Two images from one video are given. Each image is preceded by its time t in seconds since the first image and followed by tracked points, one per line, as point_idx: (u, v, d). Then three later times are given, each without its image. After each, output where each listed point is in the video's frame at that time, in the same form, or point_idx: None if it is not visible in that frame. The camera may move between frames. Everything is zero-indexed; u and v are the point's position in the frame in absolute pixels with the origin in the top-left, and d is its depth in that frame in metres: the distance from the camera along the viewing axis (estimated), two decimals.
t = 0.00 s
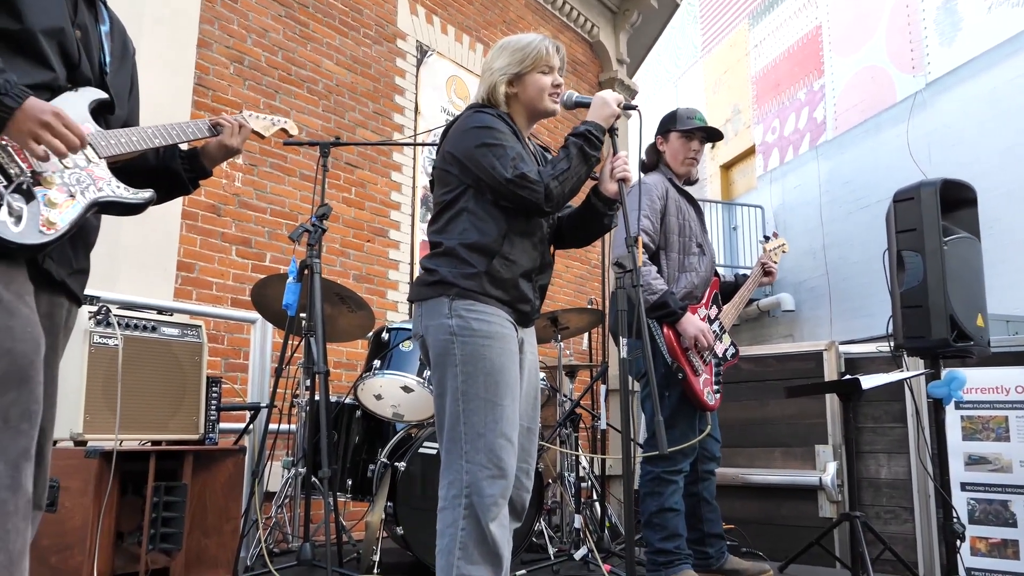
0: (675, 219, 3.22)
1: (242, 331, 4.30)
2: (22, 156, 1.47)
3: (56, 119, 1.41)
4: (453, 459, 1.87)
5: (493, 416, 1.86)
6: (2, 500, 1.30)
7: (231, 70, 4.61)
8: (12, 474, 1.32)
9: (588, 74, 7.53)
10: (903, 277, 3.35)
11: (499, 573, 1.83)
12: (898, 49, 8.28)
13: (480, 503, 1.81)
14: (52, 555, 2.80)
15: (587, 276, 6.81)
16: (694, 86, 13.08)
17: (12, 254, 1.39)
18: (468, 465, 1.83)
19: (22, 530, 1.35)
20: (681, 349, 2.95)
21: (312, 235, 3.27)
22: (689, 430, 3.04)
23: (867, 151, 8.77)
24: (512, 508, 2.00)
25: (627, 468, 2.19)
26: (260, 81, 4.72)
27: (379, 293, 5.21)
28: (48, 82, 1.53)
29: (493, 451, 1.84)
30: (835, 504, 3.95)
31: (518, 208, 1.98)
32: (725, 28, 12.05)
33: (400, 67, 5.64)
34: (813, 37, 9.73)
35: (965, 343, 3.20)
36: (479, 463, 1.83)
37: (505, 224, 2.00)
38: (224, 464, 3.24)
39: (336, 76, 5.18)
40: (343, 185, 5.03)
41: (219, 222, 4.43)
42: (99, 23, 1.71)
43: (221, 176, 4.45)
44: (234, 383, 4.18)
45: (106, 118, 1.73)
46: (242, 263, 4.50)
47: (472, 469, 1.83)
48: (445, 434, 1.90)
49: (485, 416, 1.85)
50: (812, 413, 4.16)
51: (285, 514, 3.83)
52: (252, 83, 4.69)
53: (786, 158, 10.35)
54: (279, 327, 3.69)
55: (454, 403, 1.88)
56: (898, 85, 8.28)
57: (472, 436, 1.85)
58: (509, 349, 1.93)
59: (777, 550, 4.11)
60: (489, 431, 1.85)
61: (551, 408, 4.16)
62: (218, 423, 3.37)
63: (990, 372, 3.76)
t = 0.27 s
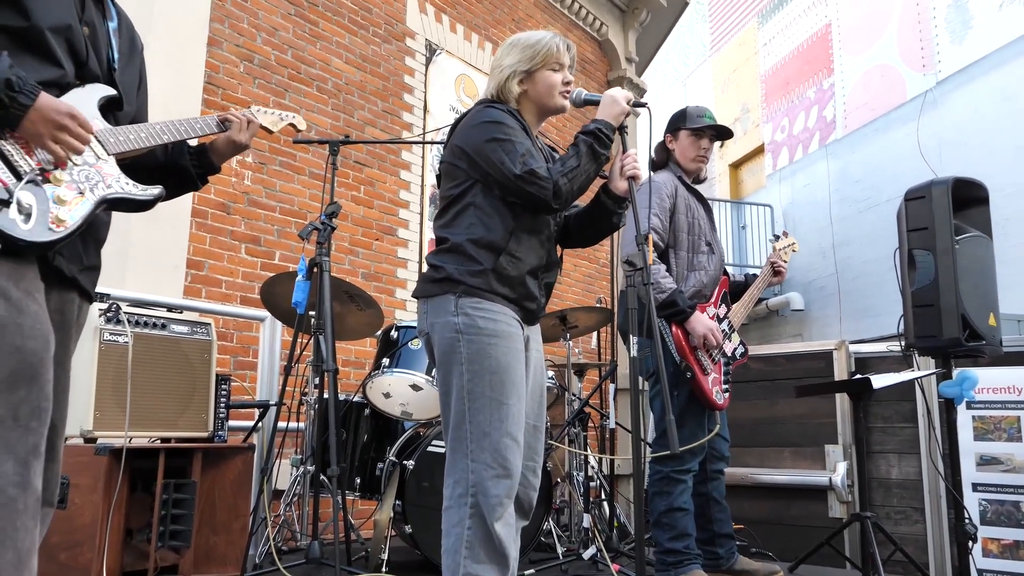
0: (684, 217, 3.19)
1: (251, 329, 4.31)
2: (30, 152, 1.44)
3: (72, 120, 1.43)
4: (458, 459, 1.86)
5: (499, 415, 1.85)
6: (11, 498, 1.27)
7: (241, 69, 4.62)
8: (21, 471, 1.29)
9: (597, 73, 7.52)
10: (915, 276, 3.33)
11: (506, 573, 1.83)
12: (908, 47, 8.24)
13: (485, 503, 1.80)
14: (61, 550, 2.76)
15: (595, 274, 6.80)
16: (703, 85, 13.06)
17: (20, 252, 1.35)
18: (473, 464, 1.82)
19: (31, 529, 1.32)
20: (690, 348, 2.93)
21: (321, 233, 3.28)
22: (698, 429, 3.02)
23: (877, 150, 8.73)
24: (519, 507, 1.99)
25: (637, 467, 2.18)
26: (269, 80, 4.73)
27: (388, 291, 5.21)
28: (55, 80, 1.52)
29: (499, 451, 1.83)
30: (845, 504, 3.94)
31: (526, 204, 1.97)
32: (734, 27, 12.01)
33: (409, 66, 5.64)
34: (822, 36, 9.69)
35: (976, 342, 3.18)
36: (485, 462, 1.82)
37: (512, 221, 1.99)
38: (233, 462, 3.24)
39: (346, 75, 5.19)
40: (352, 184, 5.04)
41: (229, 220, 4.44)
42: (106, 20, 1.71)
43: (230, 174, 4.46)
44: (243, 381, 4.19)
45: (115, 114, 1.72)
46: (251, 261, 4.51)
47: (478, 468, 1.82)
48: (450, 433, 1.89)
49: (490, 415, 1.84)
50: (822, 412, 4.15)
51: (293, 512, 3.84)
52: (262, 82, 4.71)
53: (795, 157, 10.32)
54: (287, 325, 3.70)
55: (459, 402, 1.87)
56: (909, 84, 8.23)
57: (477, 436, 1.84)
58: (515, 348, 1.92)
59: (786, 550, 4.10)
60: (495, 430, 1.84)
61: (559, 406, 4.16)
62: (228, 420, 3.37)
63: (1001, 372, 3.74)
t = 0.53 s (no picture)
0: (693, 217, 3.16)
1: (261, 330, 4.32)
2: (43, 158, 1.44)
3: (88, 117, 1.41)
4: (468, 460, 1.85)
5: (509, 416, 1.84)
6: (13, 508, 1.26)
7: (251, 71, 4.64)
8: (24, 482, 1.28)
9: (606, 73, 7.52)
10: (928, 276, 3.31)
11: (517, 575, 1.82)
12: (918, 47, 8.20)
13: (496, 504, 1.79)
14: (75, 549, 2.76)
15: (605, 275, 6.79)
16: (712, 85, 13.04)
17: (30, 259, 1.35)
18: (483, 465, 1.82)
19: (35, 538, 1.31)
20: (700, 348, 2.92)
21: (331, 234, 3.28)
22: (709, 429, 3.00)
23: (888, 150, 8.69)
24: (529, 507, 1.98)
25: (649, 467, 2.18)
26: (279, 81, 4.75)
27: (397, 292, 5.21)
28: (69, 80, 1.52)
29: (509, 451, 1.82)
30: (857, 506, 3.93)
31: (536, 203, 1.96)
32: (744, 27, 11.99)
33: (418, 67, 5.65)
34: (832, 36, 9.67)
35: (991, 343, 3.15)
36: (495, 463, 1.81)
37: (521, 220, 1.98)
38: (245, 463, 3.24)
39: (355, 77, 5.20)
40: (361, 185, 5.05)
41: (239, 222, 4.46)
42: (118, 20, 1.70)
43: (240, 176, 4.47)
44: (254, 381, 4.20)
45: (129, 115, 1.71)
46: (262, 263, 4.53)
47: (488, 469, 1.81)
48: (460, 434, 1.88)
49: (500, 416, 1.84)
50: (833, 413, 4.13)
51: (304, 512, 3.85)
52: (271, 83, 4.72)
53: (805, 157, 10.30)
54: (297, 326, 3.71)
55: (469, 403, 1.86)
56: (920, 83, 8.19)
57: (487, 436, 1.83)
58: (524, 348, 1.91)
59: (797, 551, 4.10)
60: (505, 431, 1.83)
61: (570, 407, 4.16)
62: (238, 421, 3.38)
63: (1015, 373, 3.72)
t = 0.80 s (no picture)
0: (710, 218, 3.13)
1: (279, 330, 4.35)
2: (67, 156, 1.43)
3: (111, 120, 1.42)
4: (485, 461, 1.84)
5: (526, 417, 1.82)
6: (45, 502, 1.22)
7: (268, 72, 4.66)
8: (56, 475, 1.24)
9: (621, 73, 7.50)
10: (950, 276, 3.28)
11: None
12: (937, 44, 8.13)
13: (514, 505, 1.78)
14: (95, 549, 2.80)
15: (620, 275, 6.78)
16: (728, 84, 13.00)
17: (54, 254, 1.32)
18: (501, 467, 1.80)
19: (67, 535, 1.27)
20: (717, 350, 2.89)
21: (349, 235, 3.29)
22: (728, 431, 2.98)
23: (906, 149, 8.62)
24: (547, 508, 1.97)
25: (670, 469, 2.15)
26: (296, 82, 4.77)
27: (413, 293, 5.22)
28: (93, 82, 1.52)
29: (527, 452, 1.81)
30: (877, 508, 3.92)
31: (556, 203, 1.95)
32: (760, 25, 11.93)
33: (434, 67, 5.66)
34: (849, 34, 9.61)
35: (1015, 343, 3.11)
36: (513, 464, 1.80)
37: (540, 220, 1.97)
38: (263, 463, 3.25)
39: (371, 78, 5.21)
40: (377, 185, 5.06)
41: (256, 222, 4.47)
42: (140, 22, 1.69)
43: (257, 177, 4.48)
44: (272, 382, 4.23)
45: (153, 115, 1.71)
46: (279, 263, 4.54)
47: (506, 470, 1.80)
48: (477, 435, 1.87)
49: (517, 417, 1.82)
50: (851, 414, 4.12)
51: (322, 512, 3.86)
52: (288, 84, 4.74)
53: (822, 156, 10.24)
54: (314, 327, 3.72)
55: (486, 404, 1.84)
56: (939, 81, 8.12)
57: (504, 437, 1.82)
58: (541, 348, 1.90)
59: (813, 552, 4.09)
60: (522, 432, 1.81)
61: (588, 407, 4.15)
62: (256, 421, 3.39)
63: None
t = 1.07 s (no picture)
0: (729, 219, 3.10)
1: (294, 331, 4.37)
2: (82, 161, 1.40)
3: (107, 139, 1.36)
4: (501, 463, 1.83)
5: (543, 419, 1.81)
6: (64, 503, 1.21)
7: (284, 73, 4.68)
8: (75, 477, 1.24)
9: (636, 73, 7.49)
10: (970, 278, 3.26)
11: None
12: (955, 44, 8.06)
13: (531, 508, 1.77)
14: (112, 549, 2.79)
15: (635, 276, 6.76)
16: (742, 84, 12.96)
17: (71, 257, 1.32)
18: (518, 468, 1.79)
19: (87, 534, 1.26)
20: (737, 352, 2.88)
21: (365, 236, 3.29)
22: (745, 434, 2.96)
23: (923, 149, 8.55)
24: (563, 510, 1.96)
25: (688, 471, 2.14)
26: (311, 83, 4.78)
27: (428, 293, 5.22)
28: (106, 84, 1.50)
29: (544, 455, 1.80)
30: (895, 511, 3.90)
31: (574, 204, 1.94)
32: (775, 25, 11.89)
33: (448, 68, 5.66)
34: (866, 33, 9.55)
35: None
36: (529, 466, 1.79)
37: (558, 221, 1.97)
38: (279, 463, 3.26)
39: (386, 79, 5.22)
40: (392, 186, 5.07)
41: (272, 223, 4.49)
42: (162, 23, 1.70)
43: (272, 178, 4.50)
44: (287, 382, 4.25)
45: (171, 116, 1.69)
46: (294, 264, 4.56)
47: (523, 472, 1.79)
48: (494, 437, 1.86)
49: (535, 419, 1.81)
50: (867, 417, 4.12)
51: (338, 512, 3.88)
52: (304, 86, 4.76)
53: (838, 156, 10.19)
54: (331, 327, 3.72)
55: (503, 406, 1.83)
56: (956, 81, 8.04)
57: (521, 439, 1.81)
58: (557, 350, 1.89)
59: (829, 555, 4.06)
60: (539, 434, 1.80)
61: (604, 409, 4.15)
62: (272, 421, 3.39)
63: None
